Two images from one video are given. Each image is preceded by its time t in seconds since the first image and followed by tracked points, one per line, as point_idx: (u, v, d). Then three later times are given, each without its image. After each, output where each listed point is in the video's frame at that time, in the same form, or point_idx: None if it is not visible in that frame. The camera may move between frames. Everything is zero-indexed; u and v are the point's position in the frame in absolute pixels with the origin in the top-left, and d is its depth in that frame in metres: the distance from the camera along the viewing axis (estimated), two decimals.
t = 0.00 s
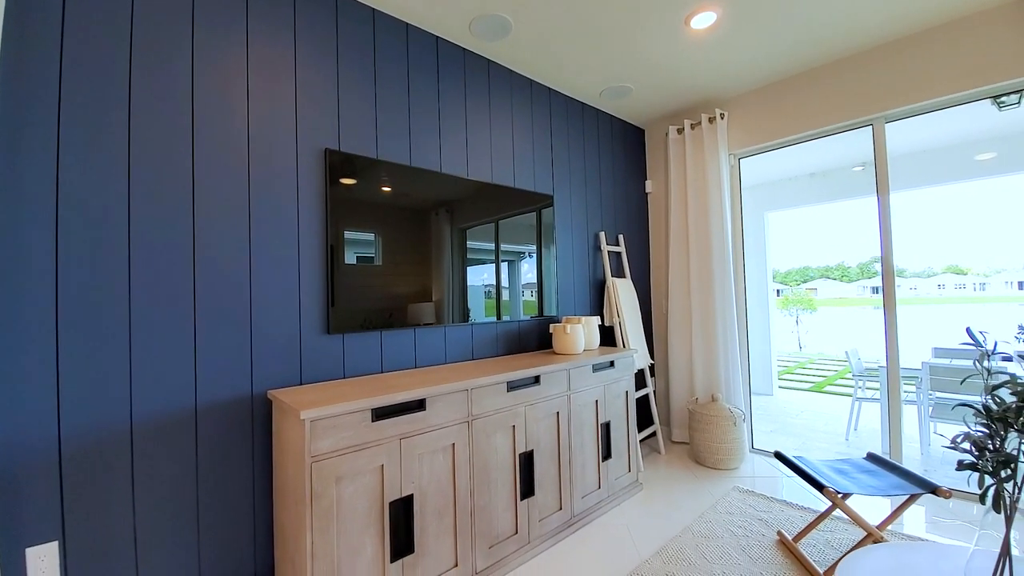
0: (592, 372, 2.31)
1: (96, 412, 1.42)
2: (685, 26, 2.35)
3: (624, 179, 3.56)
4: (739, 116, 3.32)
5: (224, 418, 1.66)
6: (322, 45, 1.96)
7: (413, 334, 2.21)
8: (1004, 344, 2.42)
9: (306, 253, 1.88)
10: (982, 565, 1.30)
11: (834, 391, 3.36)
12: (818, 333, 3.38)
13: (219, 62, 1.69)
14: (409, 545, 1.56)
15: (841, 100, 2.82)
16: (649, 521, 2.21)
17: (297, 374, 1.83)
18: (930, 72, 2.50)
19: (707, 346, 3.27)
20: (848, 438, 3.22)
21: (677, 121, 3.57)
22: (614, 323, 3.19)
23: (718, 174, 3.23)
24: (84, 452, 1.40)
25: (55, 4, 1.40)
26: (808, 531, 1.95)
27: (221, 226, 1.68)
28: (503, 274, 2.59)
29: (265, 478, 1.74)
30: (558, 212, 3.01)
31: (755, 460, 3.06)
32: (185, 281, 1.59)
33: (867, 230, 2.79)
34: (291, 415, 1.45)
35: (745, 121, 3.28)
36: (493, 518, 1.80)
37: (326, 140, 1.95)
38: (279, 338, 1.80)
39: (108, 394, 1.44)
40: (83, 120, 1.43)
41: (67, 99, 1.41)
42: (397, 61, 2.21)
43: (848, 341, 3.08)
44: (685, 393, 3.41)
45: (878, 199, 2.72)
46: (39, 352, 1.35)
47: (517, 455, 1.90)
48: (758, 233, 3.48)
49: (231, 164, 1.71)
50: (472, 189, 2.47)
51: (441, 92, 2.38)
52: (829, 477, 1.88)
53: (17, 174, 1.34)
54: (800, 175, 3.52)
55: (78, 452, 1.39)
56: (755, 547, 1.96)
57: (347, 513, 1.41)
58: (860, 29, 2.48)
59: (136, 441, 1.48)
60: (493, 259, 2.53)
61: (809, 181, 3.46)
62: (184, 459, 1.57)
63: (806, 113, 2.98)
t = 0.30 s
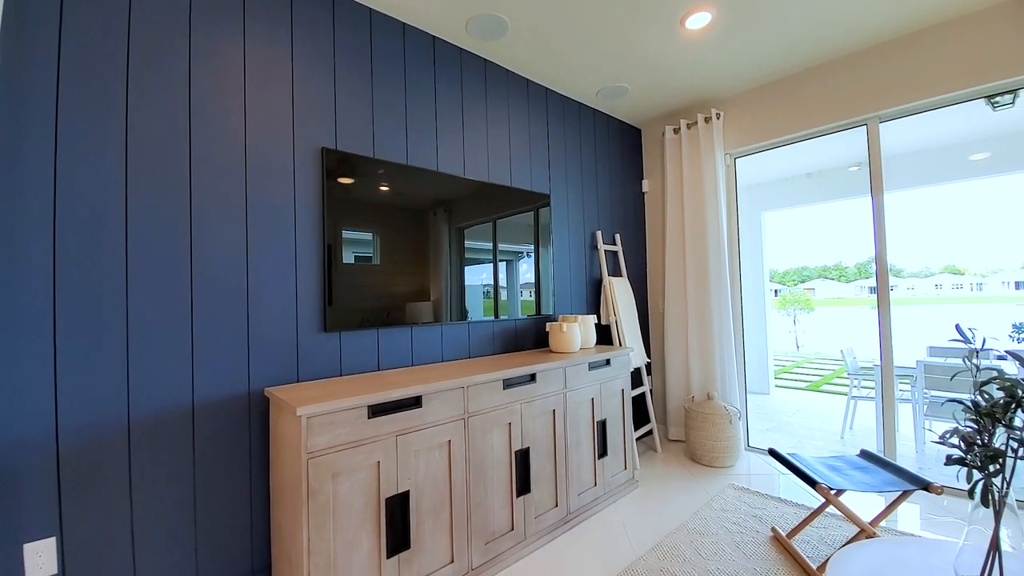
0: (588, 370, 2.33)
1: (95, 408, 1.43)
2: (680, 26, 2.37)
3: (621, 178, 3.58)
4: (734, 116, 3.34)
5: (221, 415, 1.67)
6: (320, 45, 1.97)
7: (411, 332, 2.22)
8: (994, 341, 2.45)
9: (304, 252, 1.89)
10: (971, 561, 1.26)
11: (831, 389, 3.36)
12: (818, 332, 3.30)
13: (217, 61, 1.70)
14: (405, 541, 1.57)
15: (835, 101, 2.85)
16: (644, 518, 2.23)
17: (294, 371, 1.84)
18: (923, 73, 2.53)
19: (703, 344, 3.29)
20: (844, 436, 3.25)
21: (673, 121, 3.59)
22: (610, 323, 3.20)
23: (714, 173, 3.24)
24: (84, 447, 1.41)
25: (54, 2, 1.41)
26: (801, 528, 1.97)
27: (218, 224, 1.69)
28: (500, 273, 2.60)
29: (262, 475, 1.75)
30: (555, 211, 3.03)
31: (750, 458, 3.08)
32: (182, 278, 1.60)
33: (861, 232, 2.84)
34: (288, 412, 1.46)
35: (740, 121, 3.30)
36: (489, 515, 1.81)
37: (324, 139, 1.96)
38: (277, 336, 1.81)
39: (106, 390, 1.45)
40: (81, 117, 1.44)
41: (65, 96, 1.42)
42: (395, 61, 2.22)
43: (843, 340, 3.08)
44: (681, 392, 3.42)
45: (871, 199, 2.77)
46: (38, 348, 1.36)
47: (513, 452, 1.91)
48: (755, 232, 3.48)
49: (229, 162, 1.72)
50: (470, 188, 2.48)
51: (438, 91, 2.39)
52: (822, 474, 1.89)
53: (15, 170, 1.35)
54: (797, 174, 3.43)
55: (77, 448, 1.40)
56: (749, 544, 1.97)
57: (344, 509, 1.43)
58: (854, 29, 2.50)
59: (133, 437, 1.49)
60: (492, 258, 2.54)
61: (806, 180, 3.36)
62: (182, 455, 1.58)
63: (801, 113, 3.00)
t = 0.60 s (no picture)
0: (586, 369, 2.34)
1: (93, 406, 1.43)
2: (678, 27, 2.38)
3: (618, 178, 3.59)
4: (731, 117, 3.36)
5: (219, 413, 1.67)
6: (318, 44, 1.97)
7: (408, 331, 2.22)
8: (986, 340, 2.47)
9: (301, 251, 1.89)
10: (964, 557, 1.26)
11: (827, 389, 3.34)
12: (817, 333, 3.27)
13: (216, 60, 1.70)
14: (403, 539, 1.57)
15: (832, 101, 2.87)
16: (641, 516, 2.24)
17: (292, 370, 1.85)
18: (918, 74, 2.55)
19: (700, 344, 3.30)
20: (840, 435, 3.26)
21: (670, 121, 3.60)
22: (607, 322, 3.20)
23: (711, 174, 3.26)
24: (82, 445, 1.41)
25: (51, 0, 1.41)
26: (797, 526, 1.98)
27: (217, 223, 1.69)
28: (498, 273, 2.61)
29: (260, 474, 1.76)
30: (553, 211, 3.03)
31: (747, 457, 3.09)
32: (181, 276, 1.60)
33: (857, 234, 2.86)
34: (286, 410, 1.46)
35: (737, 122, 3.32)
36: (486, 513, 1.81)
37: (321, 138, 1.97)
38: (275, 334, 1.81)
39: (104, 388, 1.45)
40: (80, 115, 1.44)
41: (64, 94, 1.42)
42: (393, 61, 2.23)
43: (839, 339, 3.09)
44: (679, 391, 3.43)
45: (868, 201, 2.79)
46: (37, 346, 1.36)
47: (510, 450, 1.92)
48: (751, 233, 3.50)
49: (227, 161, 1.72)
50: (468, 188, 2.49)
51: (436, 91, 2.40)
52: (817, 472, 1.90)
53: (14, 168, 1.35)
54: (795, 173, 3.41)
55: (76, 446, 1.40)
56: (745, 541, 1.98)
57: (342, 507, 1.43)
58: (850, 30, 2.52)
59: (132, 435, 1.49)
60: (490, 258, 2.55)
61: (803, 180, 3.36)
62: (180, 453, 1.59)
63: (797, 114, 3.02)
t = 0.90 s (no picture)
0: (583, 369, 2.35)
1: (92, 406, 1.44)
2: (675, 29, 2.40)
3: (616, 179, 3.61)
4: (728, 118, 3.38)
5: (218, 413, 1.68)
6: (317, 45, 1.98)
7: (407, 332, 2.23)
8: (977, 341, 2.52)
9: (300, 252, 1.90)
10: (955, 555, 1.28)
11: (824, 389, 3.36)
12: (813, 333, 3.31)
13: (215, 62, 1.71)
14: (401, 539, 1.58)
15: (828, 104, 2.89)
16: (638, 516, 2.25)
17: (291, 370, 1.86)
18: (913, 77, 2.57)
19: (697, 343, 3.32)
20: (836, 435, 3.26)
21: (668, 122, 3.62)
22: (604, 323, 3.22)
23: (708, 175, 3.29)
24: (81, 444, 1.42)
25: (52, 3, 1.42)
26: (792, 525, 2.00)
27: (215, 224, 1.70)
28: (497, 273, 2.62)
29: (259, 474, 1.76)
30: (550, 212, 3.05)
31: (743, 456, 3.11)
32: (180, 277, 1.61)
33: (853, 235, 2.87)
34: (285, 411, 1.47)
35: (734, 123, 3.34)
36: (484, 512, 1.83)
37: (321, 140, 1.98)
38: (274, 334, 1.82)
39: (103, 388, 1.46)
40: (79, 116, 1.45)
41: (63, 95, 1.43)
42: (392, 63, 2.24)
43: (835, 340, 3.11)
44: (675, 391, 3.45)
45: (863, 201, 2.81)
46: (35, 345, 1.36)
47: (508, 450, 1.93)
48: (749, 233, 3.51)
49: (226, 162, 1.73)
50: (466, 189, 2.50)
51: (435, 93, 2.41)
52: (812, 471, 1.92)
53: (13, 169, 1.35)
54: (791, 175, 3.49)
55: (75, 445, 1.41)
56: (741, 541, 2.00)
57: (341, 507, 1.44)
58: (846, 32, 2.54)
59: (131, 435, 1.50)
60: (488, 259, 2.56)
61: (799, 181, 3.43)
62: (179, 454, 1.59)
63: (793, 115, 3.04)
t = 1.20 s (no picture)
0: (580, 369, 2.36)
1: (91, 406, 1.44)
2: (671, 31, 2.42)
3: (613, 180, 3.62)
4: (725, 119, 3.40)
5: (217, 414, 1.69)
6: (316, 46, 1.99)
7: (405, 332, 2.24)
8: (968, 341, 2.56)
9: (298, 252, 1.91)
10: (947, 552, 1.29)
11: (820, 389, 3.37)
12: (808, 332, 3.33)
13: (214, 63, 1.72)
14: (399, 538, 1.59)
15: (824, 106, 2.91)
16: (635, 515, 2.27)
17: (289, 370, 1.86)
18: (907, 79, 2.60)
19: (694, 343, 3.34)
20: (831, 434, 3.29)
21: (665, 123, 3.64)
22: (602, 323, 3.24)
23: (705, 176, 3.30)
24: (80, 444, 1.42)
25: (51, 5, 1.42)
26: (787, 523, 2.02)
27: (214, 224, 1.70)
28: (495, 273, 2.63)
29: (258, 474, 1.77)
30: (548, 212, 3.06)
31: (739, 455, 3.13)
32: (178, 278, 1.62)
33: (848, 236, 2.90)
34: (283, 411, 1.48)
35: (730, 124, 3.37)
36: (482, 511, 1.84)
37: (319, 141, 1.98)
38: (272, 335, 1.83)
39: (101, 388, 1.46)
40: (77, 117, 1.45)
41: (62, 95, 1.43)
42: (390, 65, 2.25)
43: (830, 340, 3.13)
44: (672, 390, 3.47)
45: (857, 202, 2.83)
46: (34, 346, 1.37)
47: (505, 450, 1.94)
48: (745, 233, 3.53)
49: (225, 162, 1.74)
50: (463, 189, 2.50)
51: (433, 94, 2.42)
52: (806, 470, 1.94)
53: (11, 170, 1.36)
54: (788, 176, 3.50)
55: (73, 446, 1.41)
56: (736, 539, 2.02)
57: (339, 507, 1.45)
58: (841, 34, 2.56)
59: (129, 435, 1.50)
60: (486, 259, 2.58)
61: (795, 182, 3.45)
62: (177, 454, 1.60)
63: (789, 117, 3.07)
